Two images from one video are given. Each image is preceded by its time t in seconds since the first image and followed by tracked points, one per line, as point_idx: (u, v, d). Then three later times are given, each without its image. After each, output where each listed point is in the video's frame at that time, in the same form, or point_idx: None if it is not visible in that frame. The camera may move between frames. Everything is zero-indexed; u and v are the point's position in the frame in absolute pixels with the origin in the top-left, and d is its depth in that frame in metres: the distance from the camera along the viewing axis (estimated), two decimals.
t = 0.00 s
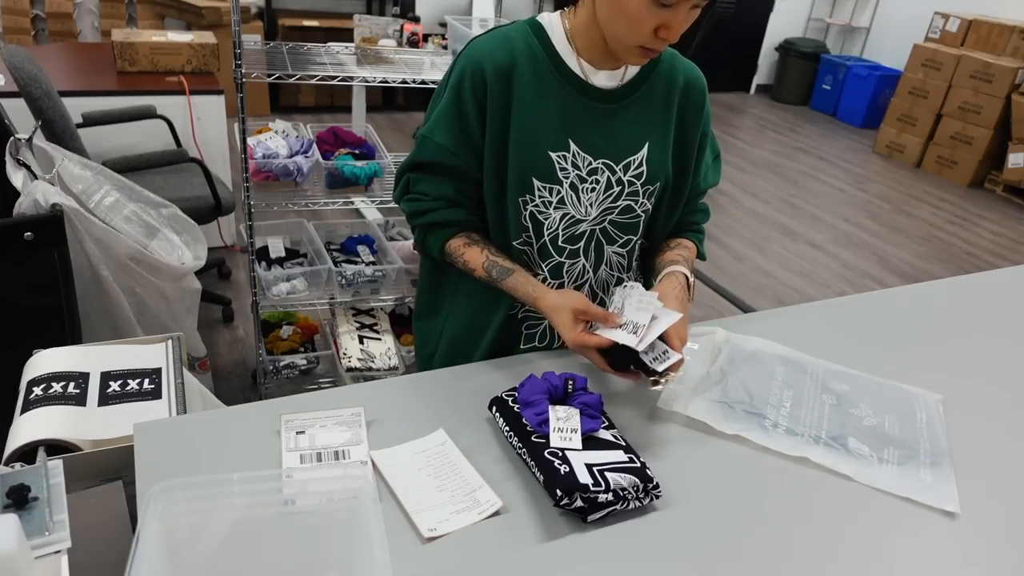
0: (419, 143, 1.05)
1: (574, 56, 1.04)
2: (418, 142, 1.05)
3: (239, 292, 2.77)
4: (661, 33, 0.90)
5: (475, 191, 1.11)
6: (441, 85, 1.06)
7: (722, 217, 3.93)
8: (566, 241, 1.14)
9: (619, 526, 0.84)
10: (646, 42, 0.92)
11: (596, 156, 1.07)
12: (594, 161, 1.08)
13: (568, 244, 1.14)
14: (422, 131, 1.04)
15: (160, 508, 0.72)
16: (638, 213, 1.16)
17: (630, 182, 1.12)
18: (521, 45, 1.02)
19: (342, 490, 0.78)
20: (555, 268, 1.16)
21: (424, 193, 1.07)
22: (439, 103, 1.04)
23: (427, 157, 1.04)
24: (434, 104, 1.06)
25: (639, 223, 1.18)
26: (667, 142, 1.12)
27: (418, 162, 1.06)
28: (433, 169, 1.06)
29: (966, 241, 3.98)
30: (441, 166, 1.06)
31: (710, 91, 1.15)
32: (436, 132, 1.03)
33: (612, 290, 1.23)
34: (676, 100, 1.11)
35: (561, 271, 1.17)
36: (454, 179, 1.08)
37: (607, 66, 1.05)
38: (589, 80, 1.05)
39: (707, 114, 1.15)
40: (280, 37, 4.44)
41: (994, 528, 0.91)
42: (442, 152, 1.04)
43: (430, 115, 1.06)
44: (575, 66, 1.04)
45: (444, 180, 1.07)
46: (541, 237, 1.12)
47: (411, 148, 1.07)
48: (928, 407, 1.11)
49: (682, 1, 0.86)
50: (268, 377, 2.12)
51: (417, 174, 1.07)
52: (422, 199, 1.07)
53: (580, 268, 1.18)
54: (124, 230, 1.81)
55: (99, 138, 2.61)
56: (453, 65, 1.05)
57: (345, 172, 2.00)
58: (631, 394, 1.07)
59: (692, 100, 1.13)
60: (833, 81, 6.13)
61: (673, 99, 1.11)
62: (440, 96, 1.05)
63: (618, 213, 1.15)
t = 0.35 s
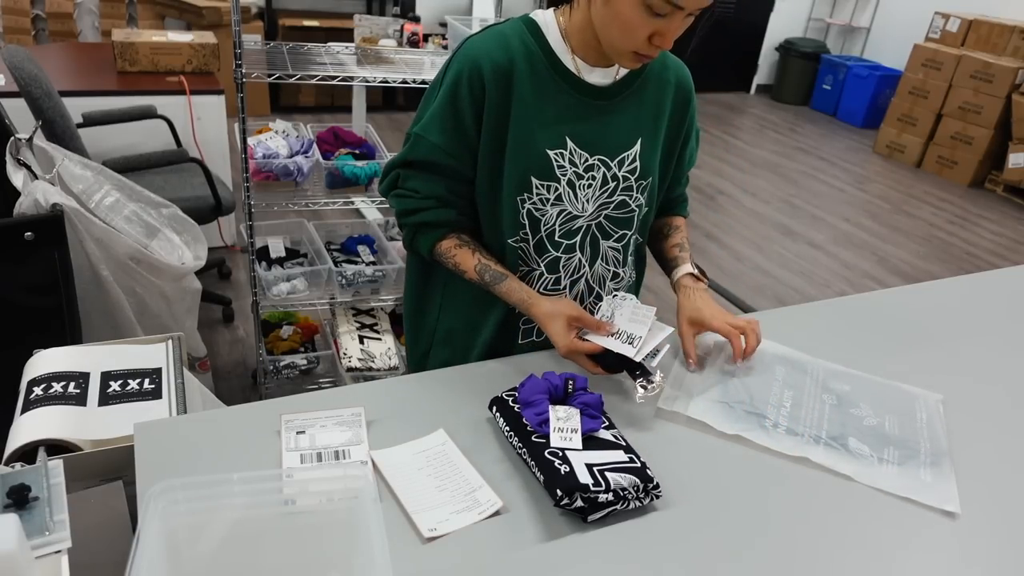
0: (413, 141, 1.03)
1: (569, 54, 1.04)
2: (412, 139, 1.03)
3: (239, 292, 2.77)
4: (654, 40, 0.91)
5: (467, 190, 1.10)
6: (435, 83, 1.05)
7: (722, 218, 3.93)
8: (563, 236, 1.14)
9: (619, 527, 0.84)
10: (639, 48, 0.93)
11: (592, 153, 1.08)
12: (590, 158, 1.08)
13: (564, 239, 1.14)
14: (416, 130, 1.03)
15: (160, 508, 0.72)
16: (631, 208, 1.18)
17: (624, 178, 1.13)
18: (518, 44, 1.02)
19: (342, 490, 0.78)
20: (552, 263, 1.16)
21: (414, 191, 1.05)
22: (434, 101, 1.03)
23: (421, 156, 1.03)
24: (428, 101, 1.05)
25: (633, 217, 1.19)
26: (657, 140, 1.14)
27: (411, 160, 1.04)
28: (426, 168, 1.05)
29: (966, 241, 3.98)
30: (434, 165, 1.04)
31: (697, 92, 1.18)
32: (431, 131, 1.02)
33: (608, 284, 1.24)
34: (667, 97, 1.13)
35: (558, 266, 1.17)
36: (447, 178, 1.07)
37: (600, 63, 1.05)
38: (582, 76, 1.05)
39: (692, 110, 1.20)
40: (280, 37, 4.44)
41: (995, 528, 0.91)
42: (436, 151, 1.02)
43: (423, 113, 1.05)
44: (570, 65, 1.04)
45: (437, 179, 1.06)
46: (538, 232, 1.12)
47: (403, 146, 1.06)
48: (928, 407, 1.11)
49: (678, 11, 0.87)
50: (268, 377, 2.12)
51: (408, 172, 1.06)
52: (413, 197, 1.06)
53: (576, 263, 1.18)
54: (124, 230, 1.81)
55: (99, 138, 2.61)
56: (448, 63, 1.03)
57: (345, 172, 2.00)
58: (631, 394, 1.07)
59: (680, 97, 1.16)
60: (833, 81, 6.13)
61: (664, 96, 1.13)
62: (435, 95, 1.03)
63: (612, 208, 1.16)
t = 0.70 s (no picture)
0: (419, 149, 1.01)
1: (563, 55, 1.04)
2: (418, 147, 1.02)
3: (239, 292, 2.77)
4: (641, 43, 0.92)
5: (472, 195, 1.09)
6: (433, 87, 1.04)
7: (722, 218, 3.92)
8: (561, 235, 1.14)
9: (619, 527, 0.84)
10: (627, 52, 0.94)
11: (588, 152, 1.08)
12: (587, 157, 1.09)
13: (564, 238, 1.14)
14: (422, 136, 1.01)
15: (160, 508, 0.72)
16: (627, 205, 1.17)
17: (620, 176, 1.13)
18: (514, 44, 1.02)
19: (342, 490, 0.78)
20: (551, 262, 1.16)
21: (422, 199, 1.04)
22: (438, 105, 1.01)
23: (430, 162, 1.01)
24: (430, 106, 1.03)
25: (629, 213, 1.19)
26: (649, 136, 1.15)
27: (418, 168, 1.02)
28: (434, 175, 1.04)
29: (967, 241, 3.98)
30: (441, 172, 1.03)
31: (688, 84, 1.19)
32: (439, 136, 1.01)
33: (607, 280, 1.23)
34: (657, 92, 1.15)
35: (557, 265, 1.16)
36: (454, 184, 1.05)
37: (593, 64, 1.06)
38: (576, 75, 1.05)
39: (684, 105, 1.20)
40: (280, 37, 4.44)
41: (995, 528, 0.91)
42: (445, 156, 1.01)
43: (426, 119, 1.03)
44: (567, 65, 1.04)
45: (444, 186, 1.04)
46: (537, 231, 1.12)
47: (407, 154, 1.04)
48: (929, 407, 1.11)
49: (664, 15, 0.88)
50: (268, 377, 2.12)
51: (414, 181, 1.04)
52: (422, 205, 1.04)
53: (576, 260, 1.17)
54: (124, 231, 1.81)
55: (99, 138, 2.61)
56: (446, 67, 1.03)
57: (345, 172, 2.00)
58: (631, 394, 1.07)
59: (671, 91, 1.18)
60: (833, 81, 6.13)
61: (654, 92, 1.15)
62: (438, 99, 1.02)
63: (608, 205, 1.15)
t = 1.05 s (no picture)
0: (457, 168, 0.97)
1: (557, 55, 1.04)
2: (455, 167, 0.97)
3: (239, 292, 2.77)
4: (630, 37, 0.92)
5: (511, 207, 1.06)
6: (443, 103, 1.00)
7: (722, 217, 3.92)
8: (566, 234, 1.13)
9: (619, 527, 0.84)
10: (616, 46, 0.94)
11: (590, 151, 1.08)
12: (589, 156, 1.08)
13: (568, 237, 1.14)
14: (456, 155, 0.97)
15: (160, 508, 0.72)
16: (626, 200, 1.18)
17: (619, 173, 1.13)
18: (512, 46, 1.01)
19: (342, 490, 0.78)
20: (556, 261, 1.16)
21: (478, 222, 1.00)
22: (459, 118, 0.98)
23: (473, 179, 0.97)
24: (449, 122, 0.99)
25: (628, 209, 1.20)
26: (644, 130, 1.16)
27: (458, 188, 0.98)
28: (480, 194, 0.99)
29: (967, 241, 3.98)
30: (481, 188, 0.99)
31: (676, 75, 1.21)
32: (475, 150, 0.97)
33: (609, 276, 1.23)
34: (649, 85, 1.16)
35: (561, 263, 1.16)
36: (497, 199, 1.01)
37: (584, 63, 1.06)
38: (570, 75, 1.05)
39: (675, 96, 1.21)
40: (280, 37, 4.44)
41: (995, 528, 0.91)
42: (488, 169, 0.98)
43: (450, 137, 0.99)
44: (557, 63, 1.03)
45: (487, 203, 1.00)
46: (542, 232, 1.11)
47: (440, 179, 0.99)
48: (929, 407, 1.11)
49: (651, 8, 0.88)
50: (268, 377, 2.12)
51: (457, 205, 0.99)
52: (476, 228, 1.00)
53: (579, 258, 1.17)
54: (124, 231, 1.81)
55: (99, 138, 2.62)
56: (452, 80, 1.00)
57: (345, 172, 2.00)
58: (632, 394, 1.07)
59: (661, 84, 1.19)
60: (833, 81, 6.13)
61: (647, 86, 1.16)
62: (457, 112, 0.99)
63: (608, 202, 1.15)
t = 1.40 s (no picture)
0: (473, 171, 0.95)
1: (561, 52, 1.03)
2: (472, 170, 0.95)
3: (239, 292, 2.77)
4: (639, 29, 0.92)
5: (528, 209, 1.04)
6: (455, 105, 0.98)
7: (722, 217, 3.92)
8: (574, 234, 1.13)
9: (619, 527, 0.84)
10: (625, 39, 0.94)
11: (596, 150, 1.09)
12: (595, 155, 1.09)
13: (576, 237, 1.13)
14: (475, 157, 0.95)
15: (160, 508, 0.72)
16: (628, 198, 1.18)
17: (621, 171, 1.13)
18: (522, 46, 1.00)
19: (342, 491, 0.78)
20: (564, 261, 1.15)
21: (497, 225, 0.98)
22: (473, 120, 0.96)
23: (490, 181, 0.95)
24: (463, 125, 0.97)
25: (628, 207, 1.21)
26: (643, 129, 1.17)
27: (478, 191, 0.96)
28: (497, 197, 0.98)
29: (967, 241, 3.98)
30: (501, 190, 0.97)
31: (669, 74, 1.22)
32: (491, 151, 0.95)
33: (613, 273, 1.24)
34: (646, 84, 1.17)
35: (569, 263, 1.16)
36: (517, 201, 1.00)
37: (589, 59, 1.06)
38: (574, 73, 1.05)
39: (670, 94, 1.22)
40: (280, 37, 4.44)
41: (996, 528, 0.90)
42: (507, 170, 0.96)
43: (465, 140, 0.97)
44: (563, 60, 1.03)
45: (507, 205, 0.98)
46: (551, 233, 1.11)
47: (456, 183, 0.97)
48: (928, 408, 1.11)
49: None
50: (268, 377, 2.11)
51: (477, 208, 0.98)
52: (496, 231, 0.98)
53: (587, 257, 1.17)
54: (124, 231, 1.81)
55: (99, 138, 2.62)
56: (464, 81, 0.98)
57: (345, 172, 2.00)
58: (632, 395, 1.06)
59: (657, 83, 1.20)
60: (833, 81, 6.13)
61: (644, 84, 1.17)
62: (470, 114, 0.97)
63: (611, 201, 1.15)
